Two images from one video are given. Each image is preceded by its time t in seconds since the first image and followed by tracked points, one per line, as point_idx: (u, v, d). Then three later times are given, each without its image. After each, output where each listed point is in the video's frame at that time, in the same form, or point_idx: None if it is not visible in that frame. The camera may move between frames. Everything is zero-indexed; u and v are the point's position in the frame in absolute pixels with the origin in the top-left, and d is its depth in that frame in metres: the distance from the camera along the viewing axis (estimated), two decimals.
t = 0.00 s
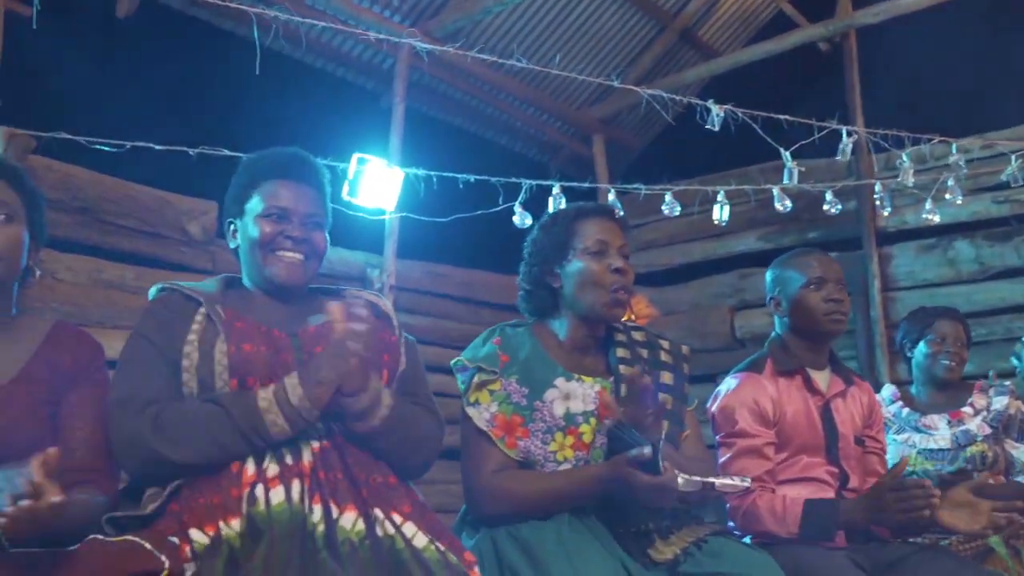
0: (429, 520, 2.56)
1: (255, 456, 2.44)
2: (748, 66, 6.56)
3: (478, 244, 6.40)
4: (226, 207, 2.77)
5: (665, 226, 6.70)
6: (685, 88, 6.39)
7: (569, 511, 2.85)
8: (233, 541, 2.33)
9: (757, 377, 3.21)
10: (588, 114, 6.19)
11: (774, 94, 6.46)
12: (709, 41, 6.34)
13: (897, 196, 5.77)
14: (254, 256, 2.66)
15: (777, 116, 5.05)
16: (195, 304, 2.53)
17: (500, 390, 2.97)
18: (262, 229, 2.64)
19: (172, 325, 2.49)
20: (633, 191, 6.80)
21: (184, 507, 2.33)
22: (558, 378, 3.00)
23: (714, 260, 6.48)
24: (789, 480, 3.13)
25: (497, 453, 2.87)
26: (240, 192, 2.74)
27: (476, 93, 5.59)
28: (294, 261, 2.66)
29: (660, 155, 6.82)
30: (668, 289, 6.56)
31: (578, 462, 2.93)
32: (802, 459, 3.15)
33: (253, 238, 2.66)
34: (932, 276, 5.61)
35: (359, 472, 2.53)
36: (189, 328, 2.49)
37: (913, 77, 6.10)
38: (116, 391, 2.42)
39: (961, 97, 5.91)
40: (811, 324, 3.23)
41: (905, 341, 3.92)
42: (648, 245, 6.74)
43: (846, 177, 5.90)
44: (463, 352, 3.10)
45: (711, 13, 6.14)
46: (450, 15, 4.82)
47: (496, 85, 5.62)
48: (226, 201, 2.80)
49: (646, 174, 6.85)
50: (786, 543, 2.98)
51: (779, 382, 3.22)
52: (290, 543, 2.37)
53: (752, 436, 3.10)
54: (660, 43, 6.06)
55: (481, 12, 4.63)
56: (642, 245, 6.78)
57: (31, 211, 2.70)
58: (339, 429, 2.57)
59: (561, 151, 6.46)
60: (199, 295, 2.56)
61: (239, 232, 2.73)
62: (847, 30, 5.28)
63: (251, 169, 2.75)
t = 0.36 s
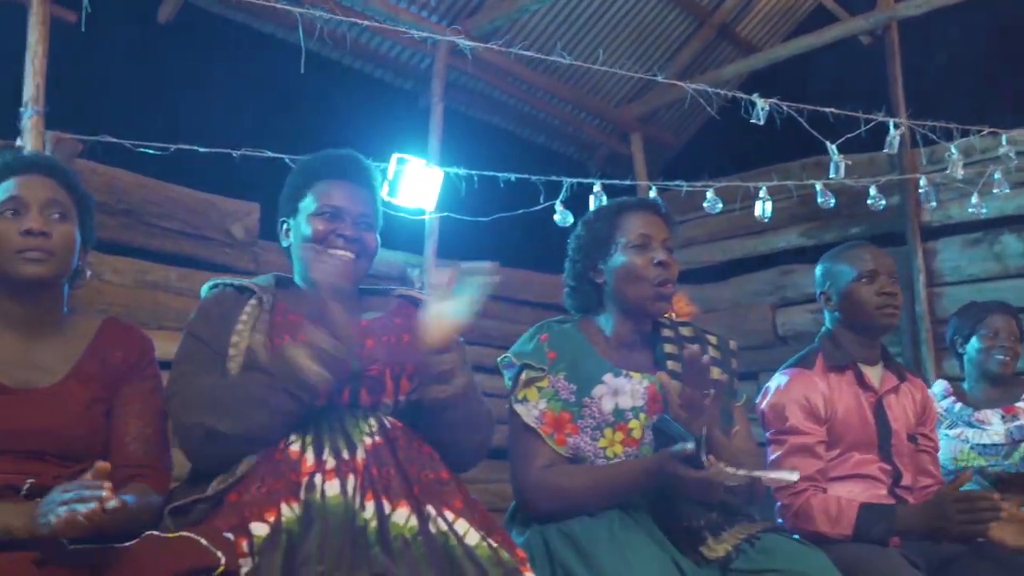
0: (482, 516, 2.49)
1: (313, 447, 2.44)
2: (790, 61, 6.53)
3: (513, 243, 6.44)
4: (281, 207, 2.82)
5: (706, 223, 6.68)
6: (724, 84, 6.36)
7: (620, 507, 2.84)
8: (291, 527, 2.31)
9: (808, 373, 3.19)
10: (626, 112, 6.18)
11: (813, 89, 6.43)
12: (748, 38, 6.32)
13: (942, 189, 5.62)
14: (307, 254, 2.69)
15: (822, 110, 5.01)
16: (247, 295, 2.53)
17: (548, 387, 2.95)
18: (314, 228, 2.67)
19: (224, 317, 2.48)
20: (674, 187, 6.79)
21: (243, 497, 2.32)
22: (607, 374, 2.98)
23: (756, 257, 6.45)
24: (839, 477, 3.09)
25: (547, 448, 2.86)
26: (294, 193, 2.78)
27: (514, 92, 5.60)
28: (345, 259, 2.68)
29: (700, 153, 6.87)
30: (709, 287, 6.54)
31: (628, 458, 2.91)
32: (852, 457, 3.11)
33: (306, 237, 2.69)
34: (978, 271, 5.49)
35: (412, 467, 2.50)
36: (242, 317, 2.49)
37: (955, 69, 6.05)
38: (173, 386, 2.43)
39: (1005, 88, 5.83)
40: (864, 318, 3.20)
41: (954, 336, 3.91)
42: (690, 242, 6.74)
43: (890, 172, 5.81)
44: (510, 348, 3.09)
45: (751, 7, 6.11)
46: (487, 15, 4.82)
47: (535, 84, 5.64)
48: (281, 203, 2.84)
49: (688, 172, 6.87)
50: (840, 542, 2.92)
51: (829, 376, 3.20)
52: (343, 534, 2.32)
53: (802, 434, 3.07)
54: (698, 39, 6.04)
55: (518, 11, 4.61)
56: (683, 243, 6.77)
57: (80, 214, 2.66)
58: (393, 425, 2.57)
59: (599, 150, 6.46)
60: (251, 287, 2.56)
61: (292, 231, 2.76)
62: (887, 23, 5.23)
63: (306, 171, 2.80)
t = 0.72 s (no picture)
0: (537, 514, 2.44)
1: (371, 446, 2.44)
2: (834, 55, 6.47)
3: (556, 243, 6.45)
4: (332, 215, 2.85)
5: (751, 220, 6.64)
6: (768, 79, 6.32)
7: (675, 506, 2.82)
8: (351, 522, 2.31)
9: (863, 371, 3.15)
10: (669, 109, 6.16)
11: (858, 83, 6.37)
12: (792, 33, 6.27)
13: (995, 182, 5.49)
14: (361, 254, 2.71)
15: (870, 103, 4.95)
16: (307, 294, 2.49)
17: (601, 384, 2.92)
18: (367, 227, 2.69)
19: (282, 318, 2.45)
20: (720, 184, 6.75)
21: (301, 497, 2.33)
22: (660, 372, 2.95)
23: (803, 254, 6.40)
24: (898, 475, 3.04)
25: (601, 445, 2.85)
26: (347, 195, 2.81)
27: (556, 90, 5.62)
28: (399, 256, 2.68)
29: (744, 150, 6.84)
30: (755, 284, 6.50)
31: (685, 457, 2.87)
32: (910, 454, 3.06)
33: (359, 237, 2.71)
34: None
35: (469, 466, 2.48)
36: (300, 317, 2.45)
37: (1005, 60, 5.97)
38: (231, 388, 2.45)
39: None
40: (920, 313, 3.16)
41: (1012, 332, 3.85)
42: (736, 239, 6.71)
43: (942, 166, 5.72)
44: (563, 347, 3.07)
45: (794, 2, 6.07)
46: (530, 14, 4.82)
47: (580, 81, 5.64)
48: (333, 210, 2.87)
49: (732, 169, 6.83)
50: (901, 542, 2.88)
51: (884, 372, 3.16)
52: (399, 530, 2.34)
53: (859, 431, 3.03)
54: (741, 35, 6.00)
55: (560, 10, 4.61)
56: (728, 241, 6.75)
57: (134, 214, 2.68)
58: (449, 424, 2.56)
59: (643, 148, 6.45)
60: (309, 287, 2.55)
61: (345, 235, 2.78)
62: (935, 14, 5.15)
63: (357, 174, 2.83)
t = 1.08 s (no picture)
0: (581, 513, 2.44)
1: (413, 446, 2.46)
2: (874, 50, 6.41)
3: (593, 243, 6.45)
4: (375, 220, 2.87)
5: (791, 218, 6.60)
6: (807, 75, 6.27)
7: (720, 506, 2.79)
8: (393, 522, 2.31)
9: (909, 369, 3.12)
10: (706, 107, 6.14)
11: (898, 78, 6.31)
12: (831, 28, 6.22)
13: None
14: (404, 255, 2.71)
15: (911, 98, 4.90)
16: (348, 304, 2.59)
17: (645, 382, 2.93)
18: (410, 228, 2.70)
19: (325, 327, 2.56)
20: (759, 182, 6.71)
21: (344, 498, 2.34)
22: (702, 369, 2.93)
23: (843, 252, 6.35)
24: (946, 473, 3.00)
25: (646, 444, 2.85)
26: (389, 199, 2.83)
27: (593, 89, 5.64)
28: (441, 256, 2.68)
29: (783, 148, 6.80)
30: (795, 282, 6.46)
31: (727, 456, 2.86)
32: (959, 452, 3.02)
33: (402, 238, 2.72)
34: None
35: (509, 466, 2.47)
36: (345, 327, 2.55)
37: None
38: (274, 391, 2.48)
39: None
40: (968, 310, 3.14)
41: None
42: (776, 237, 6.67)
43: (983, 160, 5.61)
44: (604, 347, 3.06)
45: None
46: (567, 13, 4.82)
47: (615, 80, 5.63)
48: (376, 215, 2.88)
49: (771, 167, 6.81)
50: (950, 542, 2.83)
51: (932, 368, 3.12)
52: (441, 531, 2.34)
53: (907, 429, 2.99)
54: (779, 31, 5.96)
55: (596, 9, 4.62)
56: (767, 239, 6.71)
57: (184, 218, 2.72)
58: (490, 425, 2.56)
59: (681, 146, 6.43)
60: (352, 296, 2.62)
61: (388, 238, 2.79)
62: (977, 6, 5.08)
63: (399, 179, 2.85)
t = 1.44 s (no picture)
0: (621, 510, 2.45)
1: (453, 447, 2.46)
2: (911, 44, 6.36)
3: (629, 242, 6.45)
4: (412, 215, 2.88)
5: (829, 214, 6.56)
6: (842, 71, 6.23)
7: (761, 505, 2.78)
8: (436, 524, 2.31)
9: (957, 365, 3.08)
10: (741, 104, 6.11)
11: (936, 72, 6.24)
12: (866, 22, 6.17)
13: None
14: (441, 254, 2.72)
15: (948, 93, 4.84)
16: (386, 304, 2.60)
17: (686, 383, 2.92)
18: (447, 228, 2.71)
19: (366, 324, 2.57)
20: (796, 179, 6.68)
21: (385, 498, 2.37)
22: (743, 369, 2.91)
23: (881, 248, 6.30)
24: (994, 471, 2.96)
25: (689, 445, 2.84)
26: (426, 198, 2.84)
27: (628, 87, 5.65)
28: (476, 255, 2.68)
29: (820, 144, 6.75)
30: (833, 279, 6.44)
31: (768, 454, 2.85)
32: (1008, 449, 2.99)
33: (439, 237, 2.73)
34: None
35: (550, 463, 2.50)
36: (384, 328, 2.56)
37: None
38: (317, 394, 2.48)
39: None
40: (1015, 303, 3.10)
41: None
42: (813, 234, 6.63)
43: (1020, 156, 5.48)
44: (643, 347, 3.06)
45: None
46: (603, 11, 4.83)
47: (649, 78, 5.62)
48: (413, 211, 2.90)
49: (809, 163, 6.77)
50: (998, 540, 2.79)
51: (980, 364, 3.09)
52: (484, 529, 2.34)
53: (954, 425, 2.97)
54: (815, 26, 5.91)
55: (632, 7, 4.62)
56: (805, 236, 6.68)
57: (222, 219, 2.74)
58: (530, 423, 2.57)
59: (716, 143, 6.41)
60: (389, 296, 2.64)
61: (425, 237, 2.81)
62: None
63: (436, 178, 2.86)
